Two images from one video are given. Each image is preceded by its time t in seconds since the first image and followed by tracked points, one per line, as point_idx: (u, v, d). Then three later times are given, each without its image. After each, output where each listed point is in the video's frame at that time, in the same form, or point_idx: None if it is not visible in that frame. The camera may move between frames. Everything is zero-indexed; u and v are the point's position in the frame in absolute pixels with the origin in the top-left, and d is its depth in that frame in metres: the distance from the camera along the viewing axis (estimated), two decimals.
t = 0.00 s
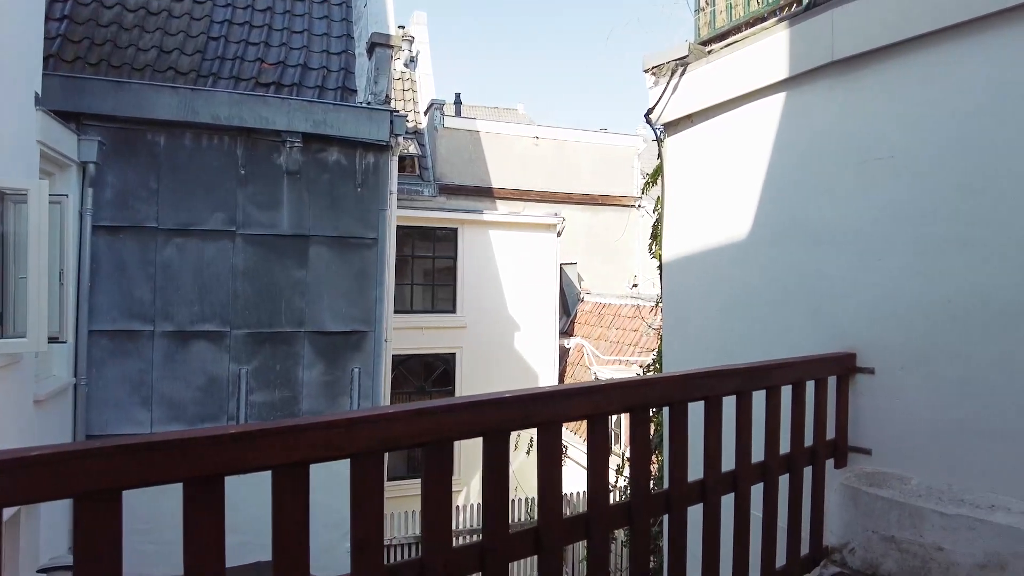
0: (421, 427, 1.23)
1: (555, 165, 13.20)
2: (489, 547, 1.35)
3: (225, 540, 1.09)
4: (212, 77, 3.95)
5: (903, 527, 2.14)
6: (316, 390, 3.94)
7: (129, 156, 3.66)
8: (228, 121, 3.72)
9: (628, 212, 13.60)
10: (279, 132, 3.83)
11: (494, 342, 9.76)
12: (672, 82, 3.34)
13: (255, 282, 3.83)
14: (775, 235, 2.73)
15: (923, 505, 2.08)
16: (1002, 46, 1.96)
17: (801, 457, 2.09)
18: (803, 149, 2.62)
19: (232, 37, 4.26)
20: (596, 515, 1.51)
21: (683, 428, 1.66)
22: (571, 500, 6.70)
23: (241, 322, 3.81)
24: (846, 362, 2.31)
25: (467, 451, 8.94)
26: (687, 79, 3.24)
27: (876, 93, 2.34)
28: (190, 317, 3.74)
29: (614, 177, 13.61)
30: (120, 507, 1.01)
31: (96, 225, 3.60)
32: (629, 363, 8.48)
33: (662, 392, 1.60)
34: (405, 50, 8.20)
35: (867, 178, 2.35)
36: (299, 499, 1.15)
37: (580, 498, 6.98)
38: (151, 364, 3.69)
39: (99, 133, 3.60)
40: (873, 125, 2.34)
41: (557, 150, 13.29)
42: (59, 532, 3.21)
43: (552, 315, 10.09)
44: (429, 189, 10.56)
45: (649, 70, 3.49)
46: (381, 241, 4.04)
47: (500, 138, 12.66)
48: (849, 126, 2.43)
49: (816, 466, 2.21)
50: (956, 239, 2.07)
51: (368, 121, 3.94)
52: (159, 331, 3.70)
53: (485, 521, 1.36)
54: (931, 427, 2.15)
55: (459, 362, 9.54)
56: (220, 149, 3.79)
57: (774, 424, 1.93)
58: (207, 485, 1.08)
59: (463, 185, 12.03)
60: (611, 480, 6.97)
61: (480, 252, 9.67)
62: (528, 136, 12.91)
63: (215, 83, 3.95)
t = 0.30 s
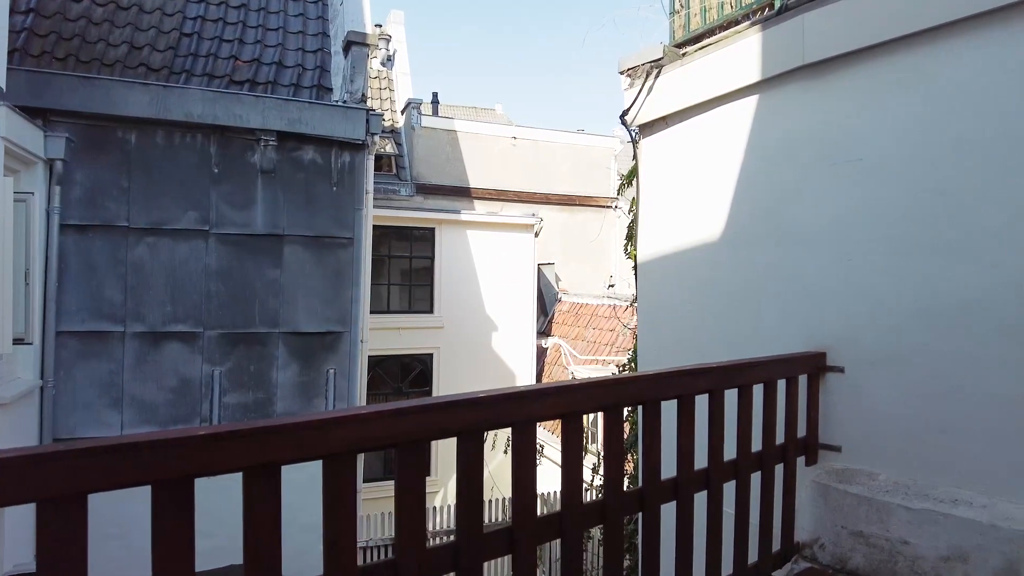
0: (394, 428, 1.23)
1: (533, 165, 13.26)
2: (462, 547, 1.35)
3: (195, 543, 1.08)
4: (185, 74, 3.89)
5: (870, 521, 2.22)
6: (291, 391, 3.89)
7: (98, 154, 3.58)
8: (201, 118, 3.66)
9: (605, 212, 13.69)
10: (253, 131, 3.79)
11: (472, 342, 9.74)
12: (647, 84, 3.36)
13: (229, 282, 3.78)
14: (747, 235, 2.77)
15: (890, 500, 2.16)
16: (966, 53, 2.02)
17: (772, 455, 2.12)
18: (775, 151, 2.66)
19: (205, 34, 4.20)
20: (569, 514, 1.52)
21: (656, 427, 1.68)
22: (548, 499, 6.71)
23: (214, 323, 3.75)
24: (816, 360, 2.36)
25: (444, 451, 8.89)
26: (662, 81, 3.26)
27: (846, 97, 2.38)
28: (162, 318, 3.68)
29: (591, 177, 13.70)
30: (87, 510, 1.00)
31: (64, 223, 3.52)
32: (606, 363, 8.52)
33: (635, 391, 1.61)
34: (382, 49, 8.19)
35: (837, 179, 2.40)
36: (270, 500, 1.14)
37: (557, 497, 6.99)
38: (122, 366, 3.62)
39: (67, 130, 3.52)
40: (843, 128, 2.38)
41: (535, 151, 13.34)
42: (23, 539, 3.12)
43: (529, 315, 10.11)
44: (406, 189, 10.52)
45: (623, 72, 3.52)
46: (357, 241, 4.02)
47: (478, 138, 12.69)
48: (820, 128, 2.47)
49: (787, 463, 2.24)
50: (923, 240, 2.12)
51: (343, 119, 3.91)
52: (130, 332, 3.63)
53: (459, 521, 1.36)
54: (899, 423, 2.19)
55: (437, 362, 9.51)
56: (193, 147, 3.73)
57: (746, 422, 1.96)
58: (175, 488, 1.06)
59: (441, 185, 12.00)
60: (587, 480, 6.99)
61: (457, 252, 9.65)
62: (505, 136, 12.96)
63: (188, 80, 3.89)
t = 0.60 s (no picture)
0: (369, 428, 1.23)
1: (511, 166, 13.33)
2: (437, 547, 1.35)
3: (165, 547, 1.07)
4: (157, 71, 3.83)
5: (840, 517, 2.27)
6: (266, 393, 3.85)
7: (68, 151, 3.51)
8: (175, 116, 3.62)
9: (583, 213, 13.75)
10: (228, 129, 3.75)
11: (450, 342, 9.72)
12: (623, 86, 3.39)
13: (203, 282, 3.73)
14: (721, 236, 2.80)
15: (860, 497, 2.21)
16: (933, 59, 2.07)
17: (746, 453, 2.15)
18: (748, 153, 2.69)
19: (178, 30, 4.14)
20: (544, 514, 1.53)
21: (631, 426, 1.69)
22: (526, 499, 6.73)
23: (188, 324, 3.70)
24: (788, 360, 2.40)
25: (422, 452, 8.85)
26: (638, 83, 3.29)
27: (817, 100, 2.42)
28: (133, 318, 3.61)
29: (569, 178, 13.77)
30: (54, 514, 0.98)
31: (31, 222, 3.44)
32: (584, 363, 8.56)
33: (610, 390, 1.63)
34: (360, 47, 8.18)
35: (809, 182, 2.44)
36: (243, 502, 1.13)
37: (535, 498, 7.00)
38: (92, 367, 3.53)
39: (35, 126, 3.44)
40: (815, 131, 2.43)
41: (513, 151, 13.43)
42: None
43: (507, 315, 10.12)
44: (384, 189, 10.45)
45: (600, 73, 3.53)
46: (333, 240, 3.99)
47: (457, 138, 12.75)
48: (792, 130, 2.51)
49: (760, 462, 2.27)
50: (891, 241, 2.17)
51: (320, 118, 3.89)
52: (101, 333, 3.55)
53: (434, 521, 1.36)
54: (869, 421, 2.24)
55: (414, 363, 9.47)
56: (166, 145, 3.68)
57: (719, 420, 1.99)
58: (143, 490, 1.05)
59: (419, 185, 11.94)
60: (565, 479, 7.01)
61: (435, 253, 9.63)
62: (484, 136, 13.03)
63: (160, 76, 3.82)
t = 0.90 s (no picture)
0: (344, 429, 1.22)
1: (490, 166, 13.36)
2: (413, 547, 1.35)
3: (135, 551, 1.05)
4: (130, 67, 3.77)
5: (812, 514, 2.31)
6: (241, 394, 3.80)
7: (37, 148, 3.43)
8: (148, 113, 3.57)
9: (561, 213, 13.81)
10: (203, 127, 3.70)
11: (428, 342, 9.69)
12: (600, 87, 3.41)
13: (177, 282, 3.67)
14: (696, 237, 2.83)
15: (831, 493, 2.25)
16: (903, 64, 2.12)
17: (720, 451, 2.17)
18: (723, 155, 2.72)
19: (151, 26, 4.08)
20: (521, 513, 1.54)
21: (607, 425, 1.71)
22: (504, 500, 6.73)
23: (161, 325, 3.64)
24: (762, 359, 2.43)
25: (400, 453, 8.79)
26: (615, 85, 3.31)
27: (791, 103, 2.46)
28: (105, 319, 3.54)
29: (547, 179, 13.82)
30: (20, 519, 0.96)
31: None
32: (562, 362, 8.60)
33: (586, 390, 1.64)
34: (338, 46, 8.15)
35: (783, 183, 2.48)
36: (216, 504, 1.12)
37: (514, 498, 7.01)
38: (61, 369, 3.45)
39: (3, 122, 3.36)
40: (788, 134, 2.47)
41: (492, 152, 13.48)
42: None
43: (486, 315, 10.13)
44: (361, 188, 10.36)
45: (577, 74, 3.55)
46: (309, 240, 3.96)
47: (436, 137, 12.77)
48: (766, 133, 2.55)
49: (735, 460, 2.30)
50: (862, 242, 2.21)
51: (296, 117, 3.85)
52: (71, 334, 3.48)
53: (409, 522, 1.36)
54: (840, 418, 2.28)
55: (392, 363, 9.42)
56: (139, 142, 3.62)
57: (694, 419, 2.01)
58: (112, 493, 1.03)
59: (397, 185, 11.85)
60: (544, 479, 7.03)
61: (413, 253, 9.59)
62: (463, 136, 13.06)
63: (132, 72, 3.76)
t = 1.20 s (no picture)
0: (320, 430, 1.21)
1: (469, 165, 13.36)
2: (391, 548, 1.35)
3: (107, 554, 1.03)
4: (102, 63, 3.71)
5: (787, 510, 2.35)
6: (217, 395, 3.76)
7: (5, 145, 3.35)
8: (121, 110, 3.51)
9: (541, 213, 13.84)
10: (178, 125, 3.65)
11: (407, 342, 9.66)
12: (579, 88, 3.43)
13: (151, 282, 3.62)
14: (674, 237, 2.85)
15: (805, 490, 2.30)
16: (878, 68, 2.16)
17: (696, 450, 2.20)
18: (701, 156, 2.75)
19: (124, 21, 4.02)
20: (499, 513, 1.54)
21: (584, 424, 1.72)
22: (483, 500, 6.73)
23: (135, 325, 3.58)
24: (737, 358, 2.46)
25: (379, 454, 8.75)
26: (593, 85, 3.33)
27: (767, 106, 2.49)
28: (77, 320, 3.47)
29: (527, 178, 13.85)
30: None
31: None
32: (542, 362, 8.63)
33: (564, 389, 1.65)
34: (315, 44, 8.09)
35: (759, 185, 2.51)
36: (190, 506, 1.11)
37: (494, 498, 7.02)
38: (31, 371, 3.38)
39: None
40: (765, 136, 2.50)
41: (471, 151, 13.49)
42: None
43: (465, 315, 10.12)
44: (340, 187, 10.27)
45: (556, 75, 3.56)
46: (287, 239, 3.92)
47: (416, 136, 12.76)
48: (743, 135, 2.58)
49: (711, 458, 2.33)
50: (836, 243, 2.25)
51: (274, 115, 3.82)
52: (41, 336, 3.40)
53: (387, 522, 1.35)
54: (814, 416, 2.31)
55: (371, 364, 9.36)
56: (112, 140, 3.56)
57: (670, 417, 2.03)
58: (84, 496, 1.02)
59: (376, 184, 11.79)
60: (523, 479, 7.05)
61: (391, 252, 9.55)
62: (443, 135, 13.06)
63: (105, 68, 3.70)
